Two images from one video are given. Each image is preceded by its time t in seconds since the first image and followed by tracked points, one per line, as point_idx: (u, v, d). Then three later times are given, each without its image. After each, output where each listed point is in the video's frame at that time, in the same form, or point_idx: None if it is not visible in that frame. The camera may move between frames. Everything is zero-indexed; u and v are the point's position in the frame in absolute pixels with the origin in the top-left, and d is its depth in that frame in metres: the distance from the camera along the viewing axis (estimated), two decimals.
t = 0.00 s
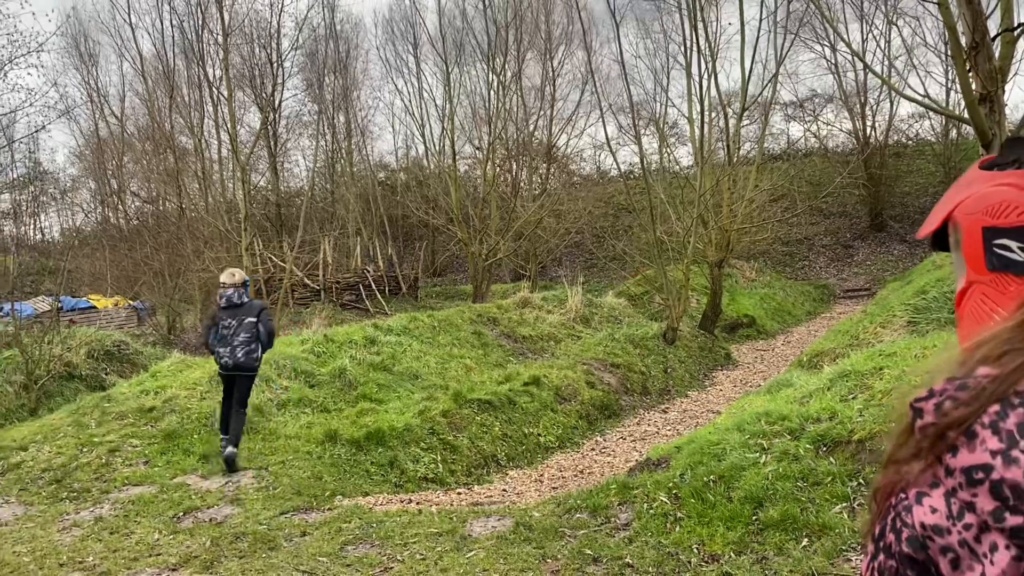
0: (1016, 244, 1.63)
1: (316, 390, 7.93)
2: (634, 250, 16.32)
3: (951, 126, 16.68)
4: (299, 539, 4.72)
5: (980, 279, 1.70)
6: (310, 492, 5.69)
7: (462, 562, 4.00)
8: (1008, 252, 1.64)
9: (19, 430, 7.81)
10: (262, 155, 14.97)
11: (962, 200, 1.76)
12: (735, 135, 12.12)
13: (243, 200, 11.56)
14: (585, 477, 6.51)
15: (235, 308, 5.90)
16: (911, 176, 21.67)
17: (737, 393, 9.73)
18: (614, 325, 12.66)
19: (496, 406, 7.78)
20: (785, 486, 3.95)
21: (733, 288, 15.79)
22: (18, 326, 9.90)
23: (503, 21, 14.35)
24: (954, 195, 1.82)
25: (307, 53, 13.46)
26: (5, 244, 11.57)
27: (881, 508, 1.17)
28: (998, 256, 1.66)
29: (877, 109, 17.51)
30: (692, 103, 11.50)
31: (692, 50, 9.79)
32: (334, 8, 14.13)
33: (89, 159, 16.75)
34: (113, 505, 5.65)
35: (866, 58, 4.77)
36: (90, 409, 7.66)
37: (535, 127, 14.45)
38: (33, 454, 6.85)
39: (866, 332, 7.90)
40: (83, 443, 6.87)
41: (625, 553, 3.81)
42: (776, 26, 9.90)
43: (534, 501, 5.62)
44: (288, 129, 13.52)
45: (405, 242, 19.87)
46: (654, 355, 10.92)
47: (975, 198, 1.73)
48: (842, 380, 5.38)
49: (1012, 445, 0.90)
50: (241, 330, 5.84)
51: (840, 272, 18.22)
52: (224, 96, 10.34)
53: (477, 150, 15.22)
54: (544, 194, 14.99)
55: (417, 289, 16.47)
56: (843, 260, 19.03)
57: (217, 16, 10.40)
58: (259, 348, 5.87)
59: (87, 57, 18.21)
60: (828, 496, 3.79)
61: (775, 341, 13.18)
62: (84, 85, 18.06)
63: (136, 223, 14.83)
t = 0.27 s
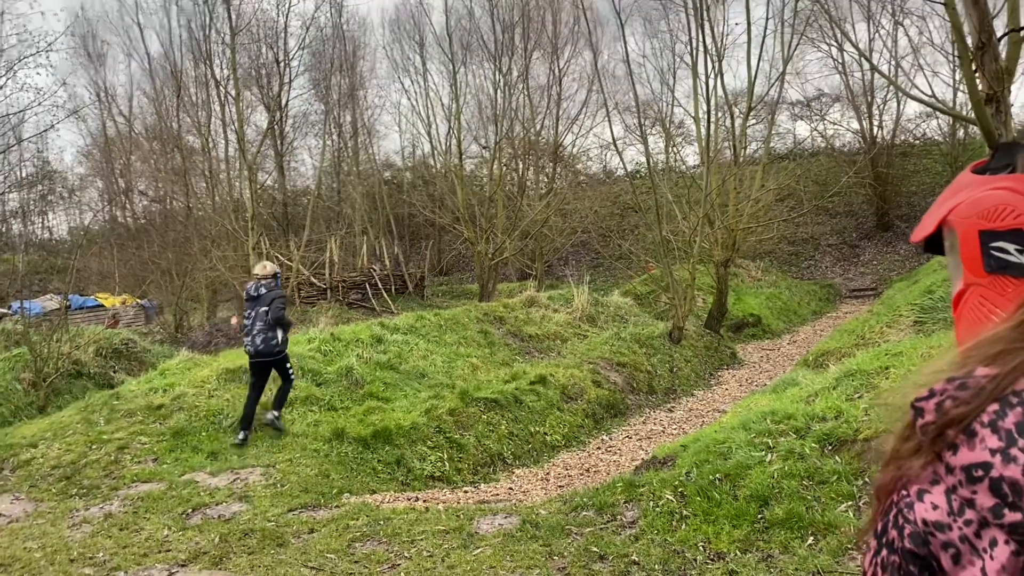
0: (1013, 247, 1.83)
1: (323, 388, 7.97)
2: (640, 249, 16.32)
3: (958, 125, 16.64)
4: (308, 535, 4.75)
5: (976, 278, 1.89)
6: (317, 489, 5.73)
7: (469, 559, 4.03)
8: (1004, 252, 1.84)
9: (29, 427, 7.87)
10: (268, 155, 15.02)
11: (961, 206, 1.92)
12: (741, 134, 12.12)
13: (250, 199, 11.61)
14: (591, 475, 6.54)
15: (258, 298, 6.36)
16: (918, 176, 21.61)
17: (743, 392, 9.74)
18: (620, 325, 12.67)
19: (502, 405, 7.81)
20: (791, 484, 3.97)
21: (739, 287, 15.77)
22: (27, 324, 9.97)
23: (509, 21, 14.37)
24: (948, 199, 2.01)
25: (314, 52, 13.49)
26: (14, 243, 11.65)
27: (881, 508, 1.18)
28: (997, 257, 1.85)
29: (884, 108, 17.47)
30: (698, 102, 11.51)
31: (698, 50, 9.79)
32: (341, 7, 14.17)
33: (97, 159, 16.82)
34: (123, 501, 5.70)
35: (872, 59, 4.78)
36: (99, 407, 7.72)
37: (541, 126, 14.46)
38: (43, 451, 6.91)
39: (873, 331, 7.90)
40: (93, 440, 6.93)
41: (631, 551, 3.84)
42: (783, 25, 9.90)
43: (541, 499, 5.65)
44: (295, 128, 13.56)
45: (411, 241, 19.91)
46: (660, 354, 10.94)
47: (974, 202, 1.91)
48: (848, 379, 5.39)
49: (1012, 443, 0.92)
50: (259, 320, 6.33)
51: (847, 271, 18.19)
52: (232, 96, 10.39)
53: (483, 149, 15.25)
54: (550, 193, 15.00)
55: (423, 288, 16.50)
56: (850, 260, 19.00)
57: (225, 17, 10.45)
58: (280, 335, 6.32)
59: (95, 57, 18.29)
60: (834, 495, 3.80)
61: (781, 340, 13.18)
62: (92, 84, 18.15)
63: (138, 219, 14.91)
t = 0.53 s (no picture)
0: (1011, 251, 1.97)
1: (338, 385, 8.06)
2: (652, 247, 16.33)
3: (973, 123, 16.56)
4: (325, 529, 4.83)
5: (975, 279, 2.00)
6: (333, 484, 5.80)
7: (484, 553, 4.10)
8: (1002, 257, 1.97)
9: (48, 421, 7.99)
10: (282, 152, 15.12)
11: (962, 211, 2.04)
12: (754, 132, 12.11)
13: (264, 197, 11.71)
14: (603, 472, 6.59)
15: (310, 293, 7.01)
16: (932, 174, 21.50)
17: (755, 390, 9.76)
18: (632, 322, 12.70)
19: (515, 402, 7.87)
20: (803, 481, 4.01)
21: (751, 285, 15.76)
22: (46, 320, 10.10)
23: (522, 19, 14.39)
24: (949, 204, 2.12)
25: (327, 50, 13.58)
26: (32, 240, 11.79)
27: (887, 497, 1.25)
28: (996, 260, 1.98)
29: (897, 106, 17.40)
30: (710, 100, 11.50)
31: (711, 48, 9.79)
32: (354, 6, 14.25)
33: (112, 156, 16.97)
34: (142, 495, 5.80)
35: (885, 58, 4.79)
36: (117, 402, 7.84)
37: (553, 124, 14.48)
38: (64, 445, 7.03)
39: (885, 330, 7.91)
40: (112, 434, 7.03)
41: (644, 546, 3.89)
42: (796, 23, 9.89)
43: (554, 495, 5.70)
44: (308, 126, 13.65)
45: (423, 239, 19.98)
46: (672, 352, 10.96)
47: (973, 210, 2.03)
48: (861, 378, 5.41)
49: (1012, 435, 0.99)
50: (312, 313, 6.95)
51: (860, 270, 18.13)
52: (247, 95, 10.49)
53: (495, 147, 15.29)
54: (562, 191, 15.03)
55: (436, 285, 16.58)
56: (863, 258, 18.94)
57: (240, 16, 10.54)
58: (331, 327, 6.99)
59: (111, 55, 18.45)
60: (846, 492, 3.83)
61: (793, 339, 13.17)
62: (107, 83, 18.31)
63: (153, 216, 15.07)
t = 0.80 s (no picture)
0: (1007, 240, 2.00)
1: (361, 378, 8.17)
2: (674, 244, 16.31)
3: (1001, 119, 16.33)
4: (349, 518, 4.92)
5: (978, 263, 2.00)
6: (357, 475, 5.90)
7: (505, 543, 4.17)
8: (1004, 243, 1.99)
9: (78, 412, 8.17)
10: (306, 148, 15.28)
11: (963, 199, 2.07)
12: (777, 128, 12.05)
13: (289, 192, 11.85)
14: (624, 466, 6.63)
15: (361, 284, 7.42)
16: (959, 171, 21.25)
17: (777, 387, 9.74)
18: (653, 319, 12.70)
19: (536, 396, 7.93)
20: (823, 475, 4.04)
21: (774, 282, 15.69)
22: (76, 312, 10.31)
23: (545, 15, 14.41)
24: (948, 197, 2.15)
25: (352, 47, 13.69)
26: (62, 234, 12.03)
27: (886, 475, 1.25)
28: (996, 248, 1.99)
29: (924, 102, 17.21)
30: (734, 96, 11.47)
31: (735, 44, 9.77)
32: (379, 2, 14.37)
33: (139, 152, 17.22)
34: (171, 483, 5.93)
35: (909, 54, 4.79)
36: (146, 393, 8.00)
37: (576, 120, 14.49)
38: (95, 434, 7.20)
39: (909, 327, 7.87)
40: (141, 424, 7.19)
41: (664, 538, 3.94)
42: (821, 19, 9.83)
43: (574, 488, 5.75)
44: (333, 122, 13.78)
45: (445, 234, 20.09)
46: (694, 349, 10.96)
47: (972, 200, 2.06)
48: (883, 374, 5.41)
49: (1006, 412, 1.01)
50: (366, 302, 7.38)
51: (884, 267, 17.97)
52: (273, 91, 10.62)
53: (518, 143, 15.33)
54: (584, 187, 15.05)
55: (458, 281, 16.68)
56: (887, 256, 18.78)
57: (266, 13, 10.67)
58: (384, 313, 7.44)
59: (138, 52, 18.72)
60: (865, 486, 3.85)
61: (816, 336, 13.11)
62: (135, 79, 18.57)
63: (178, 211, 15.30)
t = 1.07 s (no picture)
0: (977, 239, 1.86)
1: (385, 372, 8.30)
2: (699, 240, 16.22)
3: None
4: (371, 509, 4.99)
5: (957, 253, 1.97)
6: (380, 466, 5.98)
7: (524, 535, 4.21)
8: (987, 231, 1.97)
9: (109, 402, 8.34)
10: (333, 144, 15.42)
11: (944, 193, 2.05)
12: (804, 123, 11.93)
13: (316, 187, 11.97)
14: (645, 461, 6.64)
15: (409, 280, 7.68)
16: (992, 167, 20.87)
17: (801, 384, 9.68)
18: (677, 315, 12.65)
19: (558, 391, 7.96)
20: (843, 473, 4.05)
21: (800, 279, 15.54)
22: (107, 305, 10.52)
23: (571, 10, 14.38)
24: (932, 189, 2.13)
25: (378, 43, 13.78)
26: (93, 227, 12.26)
27: (862, 448, 1.25)
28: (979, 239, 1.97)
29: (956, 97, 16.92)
30: (760, 91, 11.36)
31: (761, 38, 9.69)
32: None
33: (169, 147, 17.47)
34: (198, 473, 6.05)
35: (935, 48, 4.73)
36: (174, 384, 8.15)
37: (601, 115, 14.45)
38: (125, 424, 7.36)
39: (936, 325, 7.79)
40: (169, 415, 7.33)
41: (682, 532, 3.95)
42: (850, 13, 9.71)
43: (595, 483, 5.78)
44: (359, 118, 13.89)
45: (470, 229, 20.15)
46: (717, 345, 10.92)
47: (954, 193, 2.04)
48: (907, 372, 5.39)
49: (981, 391, 1.02)
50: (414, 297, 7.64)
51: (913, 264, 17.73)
52: (301, 87, 10.74)
53: (543, 138, 15.33)
54: (609, 182, 15.01)
55: (482, 276, 16.73)
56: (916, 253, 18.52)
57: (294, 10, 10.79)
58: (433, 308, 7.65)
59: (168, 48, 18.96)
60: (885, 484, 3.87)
61: (842, 333, 12.98)
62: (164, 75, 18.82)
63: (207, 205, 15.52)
